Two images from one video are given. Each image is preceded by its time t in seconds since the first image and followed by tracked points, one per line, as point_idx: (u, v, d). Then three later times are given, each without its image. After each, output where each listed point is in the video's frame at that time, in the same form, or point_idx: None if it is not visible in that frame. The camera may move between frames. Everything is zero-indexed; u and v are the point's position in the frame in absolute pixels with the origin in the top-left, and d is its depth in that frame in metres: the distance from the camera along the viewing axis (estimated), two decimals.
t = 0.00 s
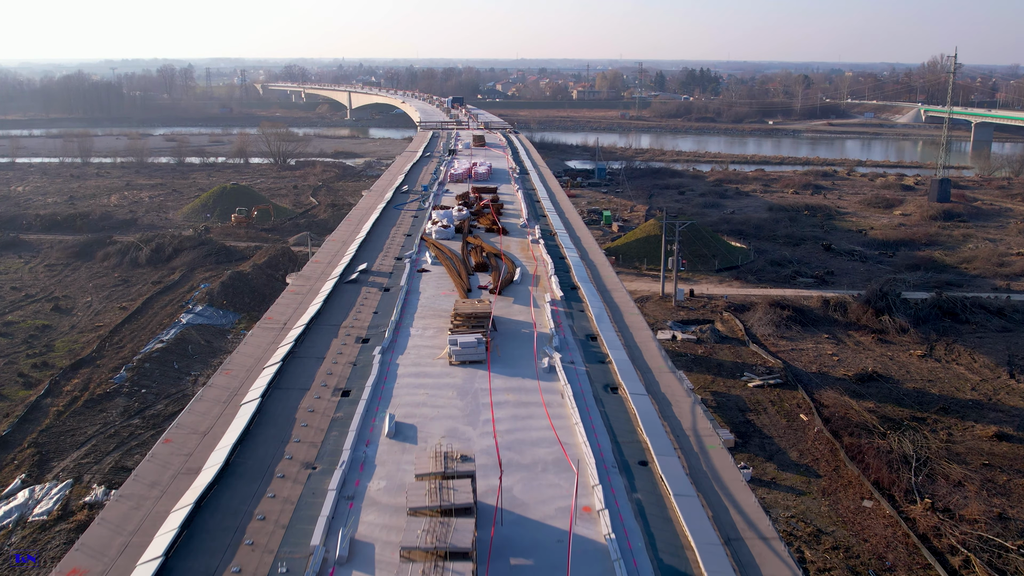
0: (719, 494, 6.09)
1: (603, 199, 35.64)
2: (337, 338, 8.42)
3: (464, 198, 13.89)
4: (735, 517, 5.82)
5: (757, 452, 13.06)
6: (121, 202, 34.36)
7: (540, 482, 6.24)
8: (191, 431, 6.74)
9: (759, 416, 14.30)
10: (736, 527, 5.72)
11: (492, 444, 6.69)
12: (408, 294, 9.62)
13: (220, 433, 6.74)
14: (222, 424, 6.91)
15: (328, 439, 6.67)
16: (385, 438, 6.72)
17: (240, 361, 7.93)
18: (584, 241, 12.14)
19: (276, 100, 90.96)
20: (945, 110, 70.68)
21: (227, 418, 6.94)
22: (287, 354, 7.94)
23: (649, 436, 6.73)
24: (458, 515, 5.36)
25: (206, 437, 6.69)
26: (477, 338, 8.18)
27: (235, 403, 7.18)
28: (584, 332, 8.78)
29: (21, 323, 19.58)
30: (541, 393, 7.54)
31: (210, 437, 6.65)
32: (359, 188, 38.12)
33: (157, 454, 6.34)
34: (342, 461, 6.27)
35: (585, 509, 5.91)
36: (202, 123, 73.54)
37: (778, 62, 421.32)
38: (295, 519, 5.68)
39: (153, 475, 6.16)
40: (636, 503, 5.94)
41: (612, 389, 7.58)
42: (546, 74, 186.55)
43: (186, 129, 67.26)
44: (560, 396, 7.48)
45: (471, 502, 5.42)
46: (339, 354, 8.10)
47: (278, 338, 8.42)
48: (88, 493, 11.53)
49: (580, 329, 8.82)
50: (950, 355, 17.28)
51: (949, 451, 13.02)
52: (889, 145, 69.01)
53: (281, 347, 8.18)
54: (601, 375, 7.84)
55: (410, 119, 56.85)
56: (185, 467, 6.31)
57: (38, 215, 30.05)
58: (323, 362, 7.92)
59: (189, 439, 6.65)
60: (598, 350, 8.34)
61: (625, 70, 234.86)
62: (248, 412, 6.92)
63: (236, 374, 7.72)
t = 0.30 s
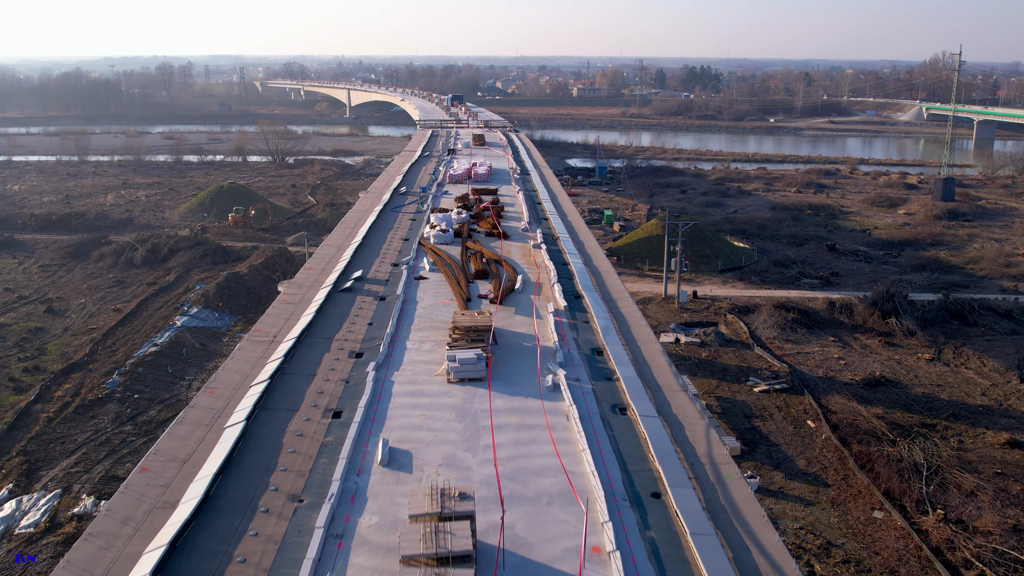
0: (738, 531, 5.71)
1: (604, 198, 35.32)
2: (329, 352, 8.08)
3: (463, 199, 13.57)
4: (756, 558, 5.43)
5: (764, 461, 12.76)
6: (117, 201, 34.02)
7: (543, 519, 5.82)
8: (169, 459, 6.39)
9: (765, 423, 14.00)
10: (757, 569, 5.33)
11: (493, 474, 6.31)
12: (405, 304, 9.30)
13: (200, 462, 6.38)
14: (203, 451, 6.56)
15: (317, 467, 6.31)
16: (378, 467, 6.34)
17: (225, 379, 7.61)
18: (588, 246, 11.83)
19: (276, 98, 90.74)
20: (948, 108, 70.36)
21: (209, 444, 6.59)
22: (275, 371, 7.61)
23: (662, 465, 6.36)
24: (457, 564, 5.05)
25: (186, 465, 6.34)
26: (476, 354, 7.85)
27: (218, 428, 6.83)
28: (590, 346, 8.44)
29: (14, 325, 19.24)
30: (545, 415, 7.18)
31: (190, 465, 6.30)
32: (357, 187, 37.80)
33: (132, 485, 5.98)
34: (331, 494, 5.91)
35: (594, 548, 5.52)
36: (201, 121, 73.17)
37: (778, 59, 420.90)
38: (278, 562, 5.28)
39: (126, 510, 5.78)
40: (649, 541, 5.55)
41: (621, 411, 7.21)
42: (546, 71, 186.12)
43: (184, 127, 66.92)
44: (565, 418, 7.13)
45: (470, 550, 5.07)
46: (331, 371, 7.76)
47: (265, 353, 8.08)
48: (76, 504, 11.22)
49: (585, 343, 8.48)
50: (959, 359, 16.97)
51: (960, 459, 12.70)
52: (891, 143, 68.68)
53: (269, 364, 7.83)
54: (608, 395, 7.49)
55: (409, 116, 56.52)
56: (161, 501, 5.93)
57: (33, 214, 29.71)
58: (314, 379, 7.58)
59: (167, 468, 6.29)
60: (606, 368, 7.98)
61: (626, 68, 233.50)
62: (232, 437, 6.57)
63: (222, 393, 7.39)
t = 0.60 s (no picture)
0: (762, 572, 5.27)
1: (605, 197, 35.00)
2: (320, 370, 7.73)
3: (462, 202, 13.28)
4: None
5: (771, 470, 12.45)
6: (113, 201, 33.69)
7: (547, 558, 5.40)
8: (145, 492, 5.98)
9: (772, 430, 13.69)
10: None
11: (494, 507, 5.90)
12: (402, 315, 8.97)
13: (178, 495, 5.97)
14: (182, 481, 6.16)
15: (304, 500, 5.90)
16: (370, 500, 5.92)
17: (210, 400, 7.25)
18: (592, 252, 11.50)
19: (275, 96, 90.31)
20: (951, 107, 70.01)
21: (188, 473, 6.20)
22: (262, 391, 7.25)
23: (677, 499, 5.94)
24: None
25: (162, 498, 5.92)
26: (475, 372, 7.48)
27: (199, 455, 6.44)
28: (595, 362, 8.09)
29: (5, 328, 18.90)
30: (550, 440, 6.80)
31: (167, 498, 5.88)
32: (356, 186, 37.47)
33: (103, 523, 5.56)
34: (318, 531, 5.47)
35: None
36: (199, 119, 72.83)
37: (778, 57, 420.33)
38: None
39: (96, 550, 5.35)
40: None
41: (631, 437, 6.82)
42: (546, 70, 185.78)
43: (182, 125, 66.60)
44: (571, 444, 6.75)
45: None
46: (322, 390, 7.40)
47: (253, 370, 7.73)
48: (65, 516, 10.92)
49: (591, 359, 8.13)
50: (968, 363, 16.66)
51: (972, 468, 12.39)
52: (893, 142, 68.33)
53: (256, 383, 7.47)
54: (617, 417, 7.12)
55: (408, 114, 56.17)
56: (134, 539, 5.51)
57: (28, 214, 29.39)
58: (304, 400, 7.22)
59: (143, 502, 5.88)
60: (614, 388, 7.59)
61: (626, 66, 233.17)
62: (213, 466, 6.19)
63: (205, 416, 7.02)
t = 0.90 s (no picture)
0: None
1: (606, 198, 34.68)
2: (311, 390, 7.35)
3: (462, 206, 12.97)
4: None
5: (779, 480, 12.12)
6: (110, 202, 33.38)
7: None
8: (117, 527, 5.52)
9: (779, 438, 13.37)
10: None
11: (497, 545, 5.46)
12: (399, 329, 8.64)
13: (154, 530, 5.52)
14: (158, 517, 5.69)
15: (289, 539, 5.43)
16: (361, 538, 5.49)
17: (192, 422, 6.83)
18: (596, 261, 11.15)
19: (274, 95, 90.03)
20: (953, 106, 69.71)
21: (166, 506, 5.73)
22: (248, 414, 6.86)
23: (694, 536, 5.49)
24: None
25: (136, 535, 5.46)
26: (475, 394, 7.09)
27: (178, 485, 6.00)
28: (603, 381, 7.69)
29: None
30: (555, 470, 6.37)
31: (141, 534, 5.43)
32: (355, 186, 37.16)
33: (69, 564, 5.07)
34: None
35: None
36: (198, 119, 72.52)
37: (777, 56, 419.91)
38: None
39: None
40: None
41: (642, 465, 6.39)
42: (546, 69, 185.51)
43: (181, 125, 66.30)
44: (578, 473, 6.32)
45: None
46: (312, 412, 7.01)
47: (239, 390, 7.35)
48: (52, 530, 10.62)
49: (598, 378, 7.74)
50: (977, 368, 16.34)
51: (986, 479, 12.05)
52: (894, 141, 68.02)
53: (242, 404, 7.09)
54: (627, 443, 6.70)
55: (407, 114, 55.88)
56: None
57: (23, 215, 29.06)
58: (293, 425, 6.81)
59: (114, 539, 5.41)
60: (623, 410, 7.18)
61: (626, 65, 232.85)
62: (192, 499, 5.73)
63: (187, 441, 6.58)
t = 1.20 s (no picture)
0: None
1: (608, 199, 34.35)
2: (299, 414, 7.03)
3: (461, 211, 12.69)
4: None
5: (787, 492, 11.82)
6: (106, 203, 33.04)
7: None
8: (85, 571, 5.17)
9: (786, 447, 13.07)
10: None
11: None
12: (395, 344, 8.33)
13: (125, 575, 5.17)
14: (130, 560, 5.35)
15: None
16: None
17: (172, 450, 6.52)
18: (601, 269, 10.86)
19: (273, 95, 89.71)
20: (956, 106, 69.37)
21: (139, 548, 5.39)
22: (232, 440, 6.54)
23: None
24: None
25: None
26: (475, 419, 6.74)
27: (154, 523, 5.66)
28: (611, 403, 7.37)
29: None
30: (562, 502, 6.03)
31: None
32: (354, 187, 36.84)
33: None
34: None
35: None
36: (197, 119, 72.16)
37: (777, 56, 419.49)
38: None
39: None
40: None
41: (656, 499, 6.04)
42: (546, 70, 185.14)
43: (179, 125, 65.96)
44: (586, 508, 5.98)
45: None
46: (301, 438, 6.68)
47: (224, 414, 7.02)
48: (39, 544, 10.32)
49: (605, 398, 7.42)
50: (987, 374, 16.03)
51: (999, 490, 11.74)
52: (896, 141, 67.67)
53: (227, 429, 6.76)
54: (638, 472, 6.38)
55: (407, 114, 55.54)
56: None
57: (17, 216, 28.72)
58: (280, 451, 6.50)
59: None
60: (634, 436, 6.85)
61: (626, 65, 232.52)
62: (168, 539, 5.38)
63: (165, 472, 6.27)
